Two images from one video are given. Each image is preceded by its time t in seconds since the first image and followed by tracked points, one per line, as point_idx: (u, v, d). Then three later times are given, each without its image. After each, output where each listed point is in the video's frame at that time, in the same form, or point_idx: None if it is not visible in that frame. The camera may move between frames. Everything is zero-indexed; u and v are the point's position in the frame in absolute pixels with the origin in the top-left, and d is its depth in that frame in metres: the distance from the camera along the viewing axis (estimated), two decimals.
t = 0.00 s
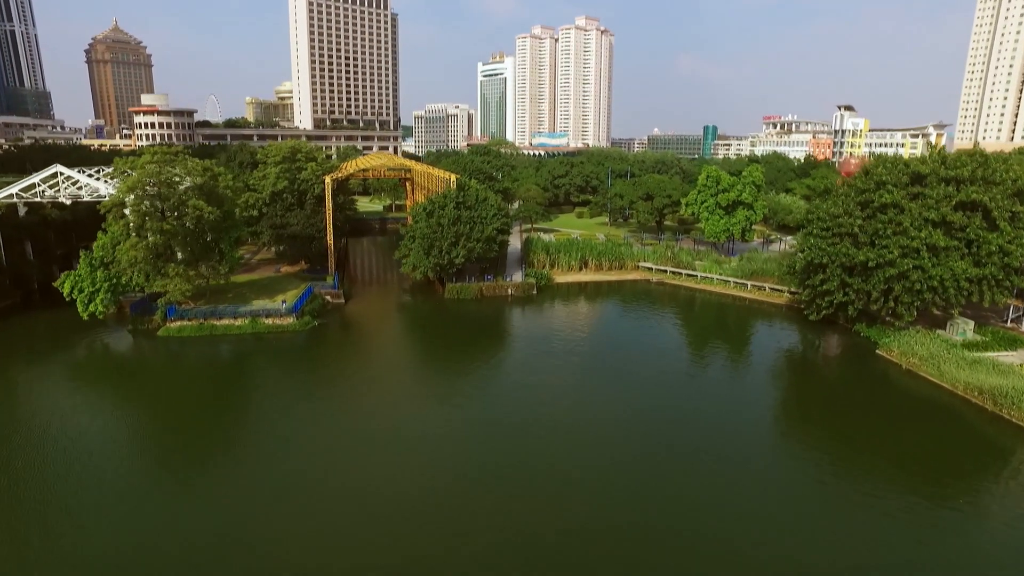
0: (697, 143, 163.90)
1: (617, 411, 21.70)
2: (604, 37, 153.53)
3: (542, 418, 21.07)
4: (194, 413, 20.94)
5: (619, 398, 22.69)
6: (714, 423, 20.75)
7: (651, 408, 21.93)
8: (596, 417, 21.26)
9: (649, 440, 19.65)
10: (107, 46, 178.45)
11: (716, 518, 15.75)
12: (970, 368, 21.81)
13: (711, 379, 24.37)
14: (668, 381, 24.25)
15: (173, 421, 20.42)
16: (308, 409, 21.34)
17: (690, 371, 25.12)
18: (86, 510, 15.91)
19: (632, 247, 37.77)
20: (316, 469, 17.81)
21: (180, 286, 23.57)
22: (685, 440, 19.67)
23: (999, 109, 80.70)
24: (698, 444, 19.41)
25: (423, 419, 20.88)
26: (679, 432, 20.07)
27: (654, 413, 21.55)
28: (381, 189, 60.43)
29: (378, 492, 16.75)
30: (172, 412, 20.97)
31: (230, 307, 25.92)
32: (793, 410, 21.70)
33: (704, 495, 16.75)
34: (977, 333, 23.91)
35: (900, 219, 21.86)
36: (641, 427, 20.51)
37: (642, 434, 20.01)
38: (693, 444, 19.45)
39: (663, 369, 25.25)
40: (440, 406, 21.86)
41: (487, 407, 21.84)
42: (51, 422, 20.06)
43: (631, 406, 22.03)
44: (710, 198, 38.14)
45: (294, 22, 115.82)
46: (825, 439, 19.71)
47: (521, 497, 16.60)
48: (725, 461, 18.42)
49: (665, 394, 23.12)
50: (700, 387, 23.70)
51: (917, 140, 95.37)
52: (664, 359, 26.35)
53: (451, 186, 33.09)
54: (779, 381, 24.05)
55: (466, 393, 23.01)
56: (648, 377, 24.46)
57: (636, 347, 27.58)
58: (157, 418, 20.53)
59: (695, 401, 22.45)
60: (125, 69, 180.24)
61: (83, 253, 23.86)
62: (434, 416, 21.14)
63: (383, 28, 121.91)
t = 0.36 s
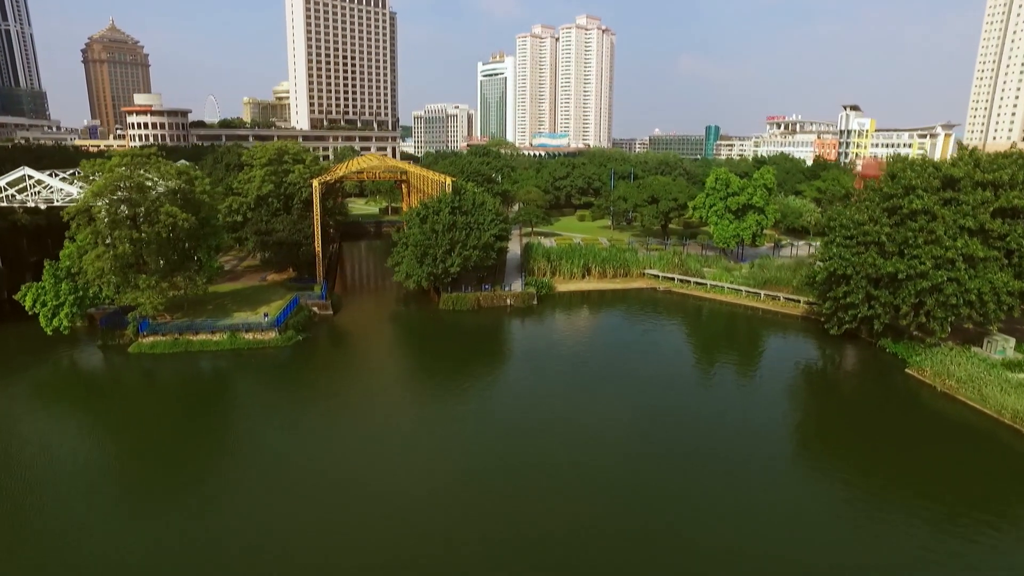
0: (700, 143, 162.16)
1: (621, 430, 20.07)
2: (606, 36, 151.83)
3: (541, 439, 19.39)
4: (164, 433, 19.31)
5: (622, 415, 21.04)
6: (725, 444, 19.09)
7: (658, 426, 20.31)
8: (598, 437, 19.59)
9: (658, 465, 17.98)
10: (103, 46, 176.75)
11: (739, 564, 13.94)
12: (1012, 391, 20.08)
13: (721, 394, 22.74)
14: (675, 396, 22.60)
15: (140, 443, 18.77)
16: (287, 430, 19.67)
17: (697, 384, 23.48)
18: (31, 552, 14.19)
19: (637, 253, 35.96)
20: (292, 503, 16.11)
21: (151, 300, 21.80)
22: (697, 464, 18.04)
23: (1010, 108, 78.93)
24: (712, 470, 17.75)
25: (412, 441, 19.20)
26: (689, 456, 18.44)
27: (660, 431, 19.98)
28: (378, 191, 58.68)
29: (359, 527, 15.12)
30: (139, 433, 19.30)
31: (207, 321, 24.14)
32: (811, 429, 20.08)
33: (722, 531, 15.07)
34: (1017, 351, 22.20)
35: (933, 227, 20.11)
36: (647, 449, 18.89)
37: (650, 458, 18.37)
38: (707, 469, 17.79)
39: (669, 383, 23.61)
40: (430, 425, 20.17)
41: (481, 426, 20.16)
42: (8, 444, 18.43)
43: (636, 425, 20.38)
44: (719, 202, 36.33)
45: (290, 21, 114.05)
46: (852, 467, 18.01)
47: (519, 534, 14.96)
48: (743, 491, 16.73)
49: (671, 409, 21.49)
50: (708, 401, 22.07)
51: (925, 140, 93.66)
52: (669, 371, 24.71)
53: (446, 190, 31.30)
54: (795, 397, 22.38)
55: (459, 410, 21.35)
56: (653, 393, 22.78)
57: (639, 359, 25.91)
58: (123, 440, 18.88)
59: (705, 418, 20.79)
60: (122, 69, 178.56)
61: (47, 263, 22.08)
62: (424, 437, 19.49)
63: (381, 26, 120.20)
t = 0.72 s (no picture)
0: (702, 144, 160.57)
1: (630, 448, 18.46)
2: (607, 35, 150.18)
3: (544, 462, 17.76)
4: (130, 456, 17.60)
5: (631, 433, 19.40)
6: (744, 467, 17.49)
7: (669, 445, 18.68)
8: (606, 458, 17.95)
9: (667, 482, 16.71)
10: (100, 46, 174.98)
11: None
12: None
13: (733, 409, 21.18)
14: (684, 410, 21.07)
15: (104, 467, 17.10)
16: (266, 452, 17.97)
17: (707, 399, 21.93)
18: None
19: (642, 259, 34.26)
20: (276, 524, 14.83)
21: (118, 316, 20.09)
22: (708, 482, 16.79)
23: (1020, 108, 77.28)
24: (732, 498, 16.07)
25: (403, 463, 17.55)
26: (707, 481, 16.76)
27: (672, 450, 18.39)
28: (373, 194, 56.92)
29: (341, 564, 13.54)
30: (104, 455, 17.65)
31: (180, 337, 22.35)
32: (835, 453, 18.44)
33: (737, 556, 14.00)
34: None
35: (970, 236, 18.39)
36: (658, 471, 17.25)
37: (663, 484, 16.69)
38: (727, 497, 16.11)
39: (677, 397, 22.07)
40: (423, 446, 18.50)
41: (478, 447, 18.47)
42: None
43: (645, 443, 18.78)
44: (729, 206, 34.64)
45: (286, 20, 112.41)
46: (887, 498, 16.35)
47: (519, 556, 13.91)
48: (765, 520, 15.23)
49: (682, 426, 19.91)
50: (721, 418, 20.50)
51: (932, 141, 91.98)
52: (677, 385, 23.17)
53: (441, 194, 29.52)
54: (815, 417, 20.76)
55: (454, 429, 19.62)
56: (662, 407, 21.22)
57: (645, 371, 24.34)
58: (85, 464, 17.23)
59: (719, 436, 19.19)
60: (118, 69, 176.96)
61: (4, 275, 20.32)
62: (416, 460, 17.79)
63: (379, 26, 118.58)
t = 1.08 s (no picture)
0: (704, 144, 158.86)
1: (635, 482, 17.27)
2: (608, 35, 148.54)
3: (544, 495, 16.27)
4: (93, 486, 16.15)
5: (636, 463, 18.14)
6: (756, 503, 16.35)
7: (676, 477, 17.51)
8: (610, 494, 16.70)
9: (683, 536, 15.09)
10: (95, 45, 173.13)
11: None
12: None
13: (742, 432, 19.99)
14: (690, 434, 19.89)
15: (64, 499, 15.64)
16: (242, 482, 16.55)
17: (716, 420, 20.71)
18: None
19: (648, 266, 32.62)
20: None
21: (80, 333, 18.41)
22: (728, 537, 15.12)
23: None
24: (749, 543, 14.81)
25: (391, 496, 16.03)
26: (719, 522, 15.50)
27: (679, 482, 17.25)
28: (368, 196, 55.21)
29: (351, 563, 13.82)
30: (64, 485, 16.16)
31: (151, 355, 20.58)
32: (855, 487, 17.24)
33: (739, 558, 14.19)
34: None
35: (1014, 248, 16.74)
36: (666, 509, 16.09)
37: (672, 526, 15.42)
38: (742, 542, 14.83)
39: (683, 418, 20.86)
40: (414, 476, 16.96)
41: (473, 479, 17.06)
42: None
43: (651, 475, 17.60)
44: (739, 210, 32.92)
45: (283, 19, 110.72)
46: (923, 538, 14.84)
47: None
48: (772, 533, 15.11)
49: (689, 453, 18.74)
50: (730, 443, 19.32)
51: (940, 141, 90.22)
52: (682, 403, 21.96)
53: (436, 199, 27.85)
54: (832, 440, 19.46)
55: (448, 456, 18.21)
56: (668, 431, 20.04)
57: (649, 387, 23.08)
58: (43, 494, 15.74)
59: (729, 467, 18.03)
60: (114, 69, 175.24)
61: None
62: (405, 492, 16.35)
63: (377, 25, 116.90)
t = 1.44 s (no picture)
0: (706, 145, 157.24)
1: (643, 490, 16.20)
2: (609, 35, 147.06)
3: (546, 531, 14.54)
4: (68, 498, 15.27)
5: (648, 487, 16.44)
6: (769, 512, 15.43)
7: (684, 482, 16.61)
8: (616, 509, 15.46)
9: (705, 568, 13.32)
10: (92, 45, 171.53)
11: None
12: None
13: (754, 438, 19.12)
14: (701, 438, 19.01)
15: (37, 511, 14.76)
16: (217, 501, 15.24)
17: (729, 436, 19.26)
18: None
19: (654, 274, 31.03)
20: None
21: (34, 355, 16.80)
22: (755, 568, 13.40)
23: None
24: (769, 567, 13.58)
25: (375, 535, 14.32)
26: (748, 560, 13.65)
27: (688, 487, 16.38)
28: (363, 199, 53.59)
29: None
30: (37, 496, 15.27)
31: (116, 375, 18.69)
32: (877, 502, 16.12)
33: None
34: None
35: None
36: (676, 518, 15.09)
37: (683, 540, 14.33)
38: (759, 562, 13.68)
39: (692, 423, 19.96)
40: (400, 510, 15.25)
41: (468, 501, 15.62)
42: None
43: (659, 480, 16.64)
44: (750, 215, 31.33)
45: (279, 18, 109.24)
46: None
47: None
48: None
49: (698, 458, 17.87)
50: (741, 449, 18.44)
51: (947, 142, 88.62)
52: (691, 408, 21.01)
53: (430, 203, 26.22)
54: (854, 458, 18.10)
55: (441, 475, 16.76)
56: (677, 436, 19.12)
57: (655, 390, 22.18)
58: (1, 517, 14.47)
59: (740, 473, 17.15)
60: (111, 69, 173.77)
61: None
62: (393, 516, 14.88)
63: (376, 24, 115.44)
